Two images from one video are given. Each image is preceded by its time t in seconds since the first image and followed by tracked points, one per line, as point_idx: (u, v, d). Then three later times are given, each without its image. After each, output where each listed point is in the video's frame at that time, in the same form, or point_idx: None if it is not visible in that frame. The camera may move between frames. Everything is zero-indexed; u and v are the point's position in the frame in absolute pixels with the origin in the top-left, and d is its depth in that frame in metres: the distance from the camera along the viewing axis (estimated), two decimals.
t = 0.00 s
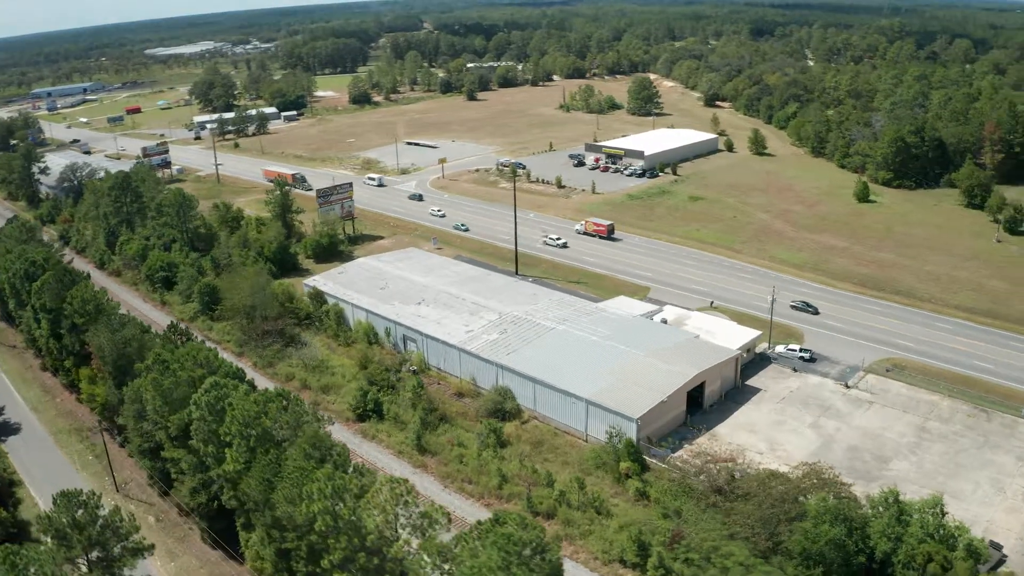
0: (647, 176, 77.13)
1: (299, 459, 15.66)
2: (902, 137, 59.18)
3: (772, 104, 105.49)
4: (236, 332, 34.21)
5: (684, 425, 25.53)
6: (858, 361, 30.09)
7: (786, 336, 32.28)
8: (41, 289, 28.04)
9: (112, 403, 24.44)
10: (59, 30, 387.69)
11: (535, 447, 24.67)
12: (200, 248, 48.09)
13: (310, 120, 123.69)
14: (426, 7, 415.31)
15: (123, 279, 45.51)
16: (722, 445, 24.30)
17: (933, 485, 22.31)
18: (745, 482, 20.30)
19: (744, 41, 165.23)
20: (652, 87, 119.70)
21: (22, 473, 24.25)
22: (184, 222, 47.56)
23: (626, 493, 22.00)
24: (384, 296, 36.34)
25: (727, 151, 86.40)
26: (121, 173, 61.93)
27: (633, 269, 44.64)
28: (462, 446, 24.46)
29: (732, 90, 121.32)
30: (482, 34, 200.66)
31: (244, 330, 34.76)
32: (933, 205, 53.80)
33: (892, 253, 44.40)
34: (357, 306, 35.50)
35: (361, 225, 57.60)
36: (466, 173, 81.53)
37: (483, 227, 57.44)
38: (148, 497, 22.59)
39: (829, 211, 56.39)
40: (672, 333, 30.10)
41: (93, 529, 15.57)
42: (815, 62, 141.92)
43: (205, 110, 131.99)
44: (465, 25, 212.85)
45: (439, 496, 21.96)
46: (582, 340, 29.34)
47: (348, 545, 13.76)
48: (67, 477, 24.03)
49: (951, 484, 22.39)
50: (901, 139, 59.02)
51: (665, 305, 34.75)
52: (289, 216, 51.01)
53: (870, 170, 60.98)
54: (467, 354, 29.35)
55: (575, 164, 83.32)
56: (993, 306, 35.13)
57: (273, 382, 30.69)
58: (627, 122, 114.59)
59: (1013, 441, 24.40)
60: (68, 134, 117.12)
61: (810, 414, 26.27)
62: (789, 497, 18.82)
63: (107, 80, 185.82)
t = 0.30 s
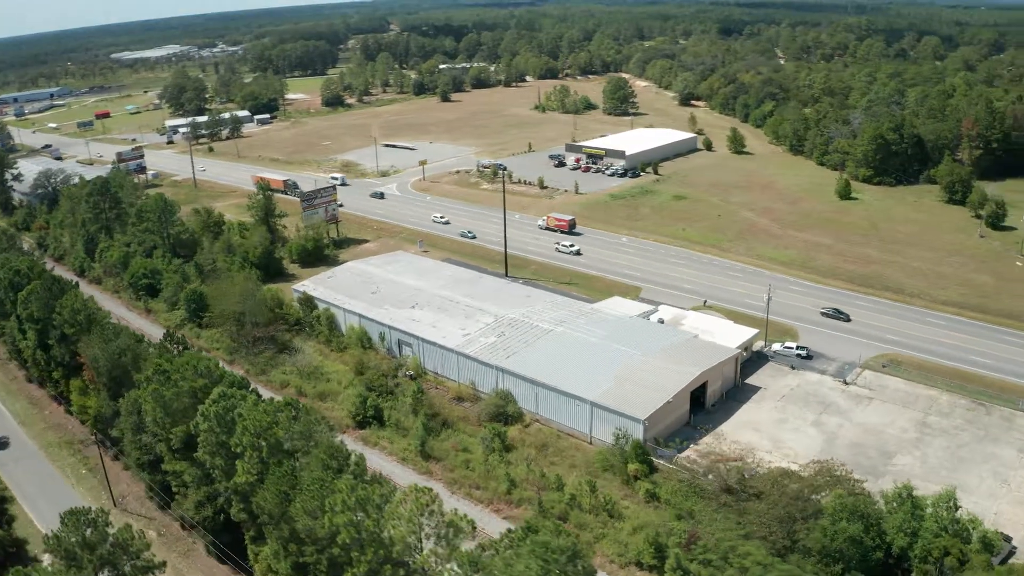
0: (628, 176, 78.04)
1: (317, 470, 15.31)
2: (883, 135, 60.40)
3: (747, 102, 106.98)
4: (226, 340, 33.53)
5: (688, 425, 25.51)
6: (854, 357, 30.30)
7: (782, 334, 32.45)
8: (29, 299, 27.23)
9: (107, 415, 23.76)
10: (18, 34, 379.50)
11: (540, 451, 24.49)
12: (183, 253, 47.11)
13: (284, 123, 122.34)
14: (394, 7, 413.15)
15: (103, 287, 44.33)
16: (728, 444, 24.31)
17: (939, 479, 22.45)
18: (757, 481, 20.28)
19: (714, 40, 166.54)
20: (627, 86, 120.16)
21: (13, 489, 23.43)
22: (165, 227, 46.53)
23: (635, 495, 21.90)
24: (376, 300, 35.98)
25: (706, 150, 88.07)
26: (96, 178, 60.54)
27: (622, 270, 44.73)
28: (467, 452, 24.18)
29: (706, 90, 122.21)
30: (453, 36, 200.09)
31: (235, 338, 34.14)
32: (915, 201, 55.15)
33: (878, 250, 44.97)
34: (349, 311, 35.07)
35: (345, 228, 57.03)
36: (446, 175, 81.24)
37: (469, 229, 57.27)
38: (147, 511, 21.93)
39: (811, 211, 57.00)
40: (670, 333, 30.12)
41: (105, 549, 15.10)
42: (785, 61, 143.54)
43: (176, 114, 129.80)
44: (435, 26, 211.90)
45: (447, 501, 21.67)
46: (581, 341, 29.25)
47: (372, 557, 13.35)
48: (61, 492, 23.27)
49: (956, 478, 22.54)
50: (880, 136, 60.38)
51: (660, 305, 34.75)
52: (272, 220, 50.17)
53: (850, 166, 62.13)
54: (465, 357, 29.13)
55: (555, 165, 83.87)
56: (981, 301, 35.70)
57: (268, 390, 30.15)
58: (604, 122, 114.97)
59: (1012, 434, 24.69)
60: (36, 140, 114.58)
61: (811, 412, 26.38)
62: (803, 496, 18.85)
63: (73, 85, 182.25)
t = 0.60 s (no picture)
0: (610, 176, 78.55)
1: (338, 481, 14.95)
2: (863, 133, 62.70)
3: (724, 101, 108.25)
4: (217, 346, 32.81)
5: (692, 425, 25.54)
6: (850, 354, 30.54)
7: (778, 332, 32.66)
8: (17, 309, 26.44)
9: (102, 427, 23.02)
10: None
11: (546, 454, 24.32)
12: (166, 259, 46.08)
13: (258, 126, 120.88)
14: (362, 7, 410.22)
15: (85, 295, 43.15)
16: (734, 444, 24.37)
17: (943, 473, 22.60)
18: (770, 480, 20.31)
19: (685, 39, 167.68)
20: (603, 87, 120.50)
21: (6, 506, 22.64)
22: (148, 233, 45.51)
23: (646, 497, 21.80)
24: (369, 304, 35.61)
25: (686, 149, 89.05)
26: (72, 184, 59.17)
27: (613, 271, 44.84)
28: (474, 457, 23.91)
29: (682, 89, 122.88)
30: (425, 37, 199.33)
31: (226, 345, 33.46)
32: (897, 198, 57.20)
33: (864, 248, 45.62)
34: (342, 316, 34.64)
35: (329, 232, 56.45)
36: (427, 177, 80.84)
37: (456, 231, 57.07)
38: (148, 525, 21.29)
39: (794, 212, 57.65)
40: (669, 333, 30.19)
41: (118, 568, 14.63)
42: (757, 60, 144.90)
43: (148, 118, 127.61)
44: (405, 27, 210.58)
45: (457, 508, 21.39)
46: (581, 344, 29.21)
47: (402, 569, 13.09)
48: (55, 508, 22.52)
49: (960, 472, 22.69)
50: (861, 134, 62.63)
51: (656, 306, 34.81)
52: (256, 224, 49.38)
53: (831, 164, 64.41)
54: (465, 361, 28.93)
55: (537, 166, 84.13)
56: (969, 295, 36.33)
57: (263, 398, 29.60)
58: (582, 122, 115.25)
59: (1012, 427, 24.93)
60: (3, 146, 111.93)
61: (813, 409, 26.52)
62: (817, 494, 18.90)
63: (37, 90, 178.40)
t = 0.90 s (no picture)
0: (591, 177, 78.85)
1: (359, 491, 14.61)
2: (843, 131, 65.16)
3: (699, 101, 109.34)
4: (206, 353, 32.03)
5: (695, 424, 25.64)
6: (844, 351, 30.87)
7: (772, 330, 32.95)
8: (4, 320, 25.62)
9: (96, 439, 22.31)
10: None
11: (551, 457, 24.23)
12: (147, 267, 44.84)
13: (231, 130, 119.27)
14: (328, 9, 407.19)
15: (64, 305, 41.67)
16: (737, 443, 24.48)
17: (946, 467, 22.79)
18: (781, 477, 20.43)
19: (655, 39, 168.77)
20: (578, 87, 120.85)
21: None
22: (128, 239, 44.38)
23: (655, 498, 21.75)
24: (361, 309, 35.26)
25: (664, 149, 89.61)
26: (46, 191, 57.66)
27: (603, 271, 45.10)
28: (479, 462, 23.68)
29: (656, 88, 123.64)
30: (396, 40, 198.47)
31: (215, 353, 32.66)
32: (879, 195, 59.46)
33: (850, 245, 46.84)
34: (334, 321, 34.23)
35: (312, 236, 55.80)
36: (407, 179, 80.35)
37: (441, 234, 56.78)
38: (149, 540, 20.66)
39: (778, 213, 58.62)
40: (667, 334, 30.35)
41: None
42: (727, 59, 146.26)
43: (117, 123, 125.19)
44: (373, 30, 208.83)
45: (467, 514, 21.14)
46: (581, 347, 29.25)
47: None
48: (51, 524, 21.78)
49: (962, 465, 22.86)
50: (840, 132, 65.16)
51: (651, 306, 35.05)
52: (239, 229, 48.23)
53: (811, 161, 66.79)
54: (464, 365, 28.78)
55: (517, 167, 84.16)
56: (957, 290, 37.18)
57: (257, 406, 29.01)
58: (558, 123, 115.52)
59: (1009, 420, 25.18)
60: None
61: (813, 406, 26.75)
62: (831, 492, 18.95)
63: None
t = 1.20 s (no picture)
0: (570, 177, 78.97)
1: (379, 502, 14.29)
2: (819, 129, 67.79)
3: (673, 101, 110.24)
4: (195, 360, 31.13)
5: (696, 424, 25.74)
6: (838, 348, 31.25)
7: (765, 328, 33.33)
8: None
9: (91, 452, 21.59)
10: None
11: (555, 460, 24.12)
12: (127, 274, 43.78)
13: (202, 134, 117.34)
14: (291, 10, 402.39)
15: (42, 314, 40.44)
16: (739, 441, 24.65)
17: (947, 460, 23.05)
18: (789, 474, 20.50)
19: (623, 40, 169.65)
20: (551, 88, 121.01)
21: None
22: (108, 246, 43.30)
23: (663, 498, 21.70)
24: (352, 314, 34.85)
25: (641, 148, 90.17)
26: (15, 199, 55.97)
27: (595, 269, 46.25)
28: (483, 467, 23.43)
29: (629, 88, 124.16)
30: (363, 42, 196.88)
31: (202, 360, 31.80)
32: (859, 193, 62.41)
33: (830, 240, 49.13)
34: (325, 326, 33.81)
35: (294, 240, 55.11)
36: (385, 182, 79.79)
37: (426, 237, 56.57)
38: (150, 556, 19.93)
39: (759, 215, 59.69)
40: (663, 334, 30.51)
41: None
42: (695, 58, 147.38)
43: (83, 129, 122.36)
44: (338, 32, 206.61)
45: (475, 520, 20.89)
46: (579, 348, 29.24)
47: None
48: (44, 541, 20.96)
49: (962, 458, 23.14)
50: (817, 129, 67.51)
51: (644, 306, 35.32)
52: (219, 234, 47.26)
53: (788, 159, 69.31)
54: (462, 369, 28.59)
55: (496, 168, 84.12)
56: (943, 286, 38.20)
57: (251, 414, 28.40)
58: (532, 123, 115.62)
59: (1004, 413, 25.53)
60: None
61: (811, 403, 27.02)
62: (841, 488, 19.03)
63: None
